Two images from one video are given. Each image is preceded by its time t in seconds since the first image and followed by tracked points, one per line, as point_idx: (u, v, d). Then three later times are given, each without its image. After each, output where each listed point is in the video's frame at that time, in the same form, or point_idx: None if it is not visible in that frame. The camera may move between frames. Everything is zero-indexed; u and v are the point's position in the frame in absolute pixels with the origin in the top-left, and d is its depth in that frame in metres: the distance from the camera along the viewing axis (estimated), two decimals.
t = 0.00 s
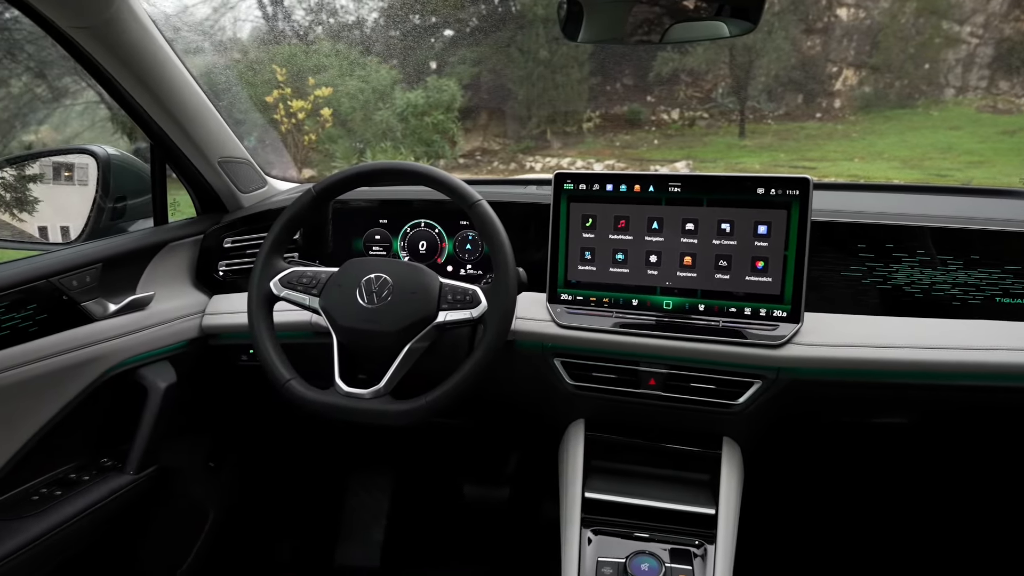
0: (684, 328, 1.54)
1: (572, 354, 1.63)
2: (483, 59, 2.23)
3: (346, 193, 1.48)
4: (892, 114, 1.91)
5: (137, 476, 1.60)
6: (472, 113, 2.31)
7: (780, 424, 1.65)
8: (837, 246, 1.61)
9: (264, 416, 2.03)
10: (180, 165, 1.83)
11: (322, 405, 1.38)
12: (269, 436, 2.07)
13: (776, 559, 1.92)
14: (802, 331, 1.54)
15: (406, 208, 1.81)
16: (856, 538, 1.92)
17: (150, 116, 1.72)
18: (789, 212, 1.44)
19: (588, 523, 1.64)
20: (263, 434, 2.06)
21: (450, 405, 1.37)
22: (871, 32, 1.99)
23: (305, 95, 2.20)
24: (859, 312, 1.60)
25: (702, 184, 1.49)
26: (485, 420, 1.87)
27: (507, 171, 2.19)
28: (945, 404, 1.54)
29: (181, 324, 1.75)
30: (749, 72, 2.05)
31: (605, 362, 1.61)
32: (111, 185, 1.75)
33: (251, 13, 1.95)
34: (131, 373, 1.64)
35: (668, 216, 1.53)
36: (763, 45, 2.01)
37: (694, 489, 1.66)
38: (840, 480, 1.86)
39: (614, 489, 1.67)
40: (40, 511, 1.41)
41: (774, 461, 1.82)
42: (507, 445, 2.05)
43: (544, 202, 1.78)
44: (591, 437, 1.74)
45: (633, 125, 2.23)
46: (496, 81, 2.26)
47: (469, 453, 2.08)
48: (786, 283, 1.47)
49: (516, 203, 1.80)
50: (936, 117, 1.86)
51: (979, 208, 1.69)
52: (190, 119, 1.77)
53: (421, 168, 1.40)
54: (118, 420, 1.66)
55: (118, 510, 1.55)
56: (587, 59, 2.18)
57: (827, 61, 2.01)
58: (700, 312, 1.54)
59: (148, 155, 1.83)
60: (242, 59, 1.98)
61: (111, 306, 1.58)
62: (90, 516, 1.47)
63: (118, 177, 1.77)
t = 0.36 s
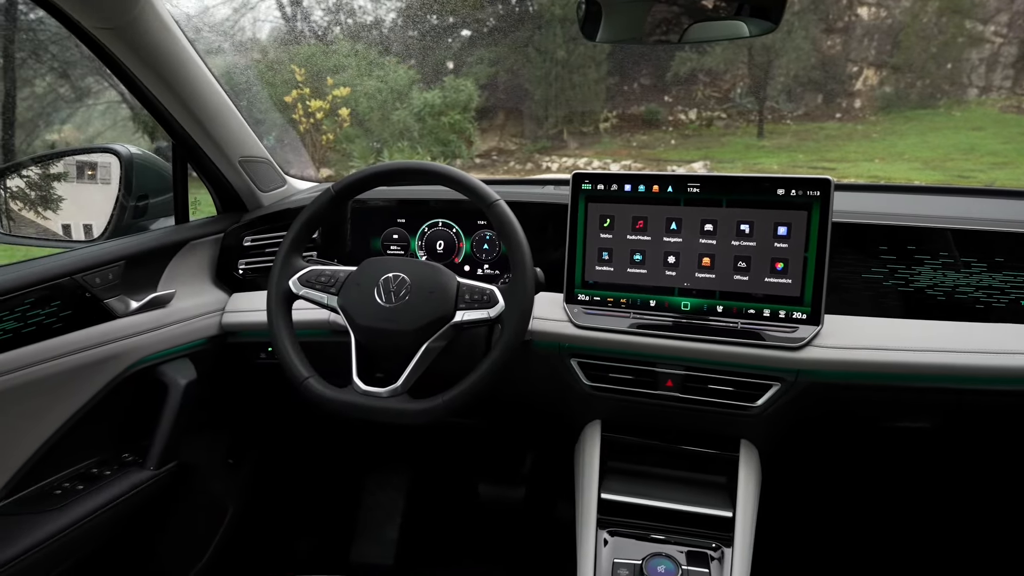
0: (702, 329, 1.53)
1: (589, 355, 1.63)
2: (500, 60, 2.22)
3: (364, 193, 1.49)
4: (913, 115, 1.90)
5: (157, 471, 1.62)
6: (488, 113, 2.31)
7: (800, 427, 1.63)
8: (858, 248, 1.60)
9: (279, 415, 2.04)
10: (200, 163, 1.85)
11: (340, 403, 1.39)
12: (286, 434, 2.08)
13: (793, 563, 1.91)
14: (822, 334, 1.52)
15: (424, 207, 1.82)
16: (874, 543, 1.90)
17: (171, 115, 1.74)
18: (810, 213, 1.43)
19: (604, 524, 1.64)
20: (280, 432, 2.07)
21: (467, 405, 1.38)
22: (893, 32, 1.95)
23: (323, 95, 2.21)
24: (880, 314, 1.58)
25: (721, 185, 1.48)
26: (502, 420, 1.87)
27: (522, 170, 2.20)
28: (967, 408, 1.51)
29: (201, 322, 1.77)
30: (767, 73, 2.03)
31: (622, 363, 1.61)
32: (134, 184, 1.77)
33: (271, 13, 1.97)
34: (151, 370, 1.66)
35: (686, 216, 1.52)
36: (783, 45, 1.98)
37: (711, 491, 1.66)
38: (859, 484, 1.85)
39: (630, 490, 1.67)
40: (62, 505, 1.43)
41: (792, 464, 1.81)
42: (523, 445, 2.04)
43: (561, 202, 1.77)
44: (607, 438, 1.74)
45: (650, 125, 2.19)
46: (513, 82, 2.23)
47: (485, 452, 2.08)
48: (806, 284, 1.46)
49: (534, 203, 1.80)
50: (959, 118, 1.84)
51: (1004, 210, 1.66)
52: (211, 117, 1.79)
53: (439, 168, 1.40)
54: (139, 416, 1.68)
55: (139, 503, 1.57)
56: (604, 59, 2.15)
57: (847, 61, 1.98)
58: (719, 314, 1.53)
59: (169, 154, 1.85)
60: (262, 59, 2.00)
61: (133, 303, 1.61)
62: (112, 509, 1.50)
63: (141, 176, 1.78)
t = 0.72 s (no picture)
0: (717, 331, 1.52)
1: (604, 356, 1.62)
2: (514, 60, 2.21)
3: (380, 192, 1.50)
4: (931, 115, 1.85)
5: (175, 467, 1.64)
6: (502, 113, 2.30)
7: (816, 429, 1.62)
8: (876, 249, 1.58)
9: (292, 412, 2.03)
10: (217, 163, 1.87)
11: (355, 402, 1.39)
12: (299, 432, 2.08)
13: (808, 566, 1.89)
14: (839, 336, 1.51)
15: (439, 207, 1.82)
16: (891, 546, 1.89)
17: (190, 114, 1.75)
18: (828, 214, 1.42)
19: (618, 525, 1.64)
20: (293, 430, 2.07)
21: (482, 404, 1.38)
22: (912, 32, 1.89)
23: (338, 95, 2.22)
24: (898, 317, 1.57)
25: (737, 185, 1.47)
26: (515, 420, 1.87)
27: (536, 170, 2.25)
28: (987, 412, 1.50)
29: (218, 320, 1.78)
30: (784, 72, 2.01)
31: (637, 364, 1.61)
32: (152, 182, 1.78)
33: (286, 15, 1.96)
34: (168, 367, 1.68)
35: (702, 217, 1.52)
36: (799, 44, 1.96)
37: (726, 493, 1.65)
38: (876, 486, 1.83)
39: (644, 491, 1.66)
40: (80, 501, 1.44)
41: (808, 466, 1.79)
42: (535, 446, 2.05)
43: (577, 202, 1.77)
44: (621, 438, 1.74)
45: (665, 125, 2.18)
46: (527, 83, 2.24)
47: (498, 451, 2.08)
48: (823, 286, 1.45)
49: (549, 203, 1.80)
50: (978, 118, 1.80)
51: None
52: (228, 117, 1.80)
53: (454, 168, 1.41)
54: (156, 412, 1.70)
55: (157, 499, 1.59)
56: (619, 58, 2.13)
57: (866, 60, 1.93)
58: (734, 315, 1.52)
59: (187, 153, 1.86)
60: (278, 59, 2.02)
61: (151, 301, 1.62)
62: (130, 505, 1.51)
63: (159, 174, 1.80)
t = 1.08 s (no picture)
0: (732, 332, 1.52)
1: (617, 356, 1.62)
2: (526, 60, 2.22)
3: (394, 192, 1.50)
4: (950, 116, 1.82)
5: (190, 464, 1.65)
6: (515, 112, 2.31)
7: (832, 432, 1.61)
8: (893, 251, 1.57)
9: (307, 412, 2.04)
10: (233, 162, 1.89)
11: (369, 401, 1.40)
12: (314, 431, 2.10)
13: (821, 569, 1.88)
14: (855, 338, 1.50)
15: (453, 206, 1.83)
16: (906, 550, 1.87)
17: (207, 113, 1.77)
18: (845, 215, 1.40)
19: (631, 527, 1.63)
20: (308, 429, 2.09)
21: (495, 404, 1.38)
22: (929, 31, 1.86)
23: (352, 95, 2.23)
24: (915, 319, 1.56)
25: (752, 186, 1.46)
26: (528, 420, 1.87)
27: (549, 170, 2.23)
28: (1006, 416, 1.48)
29: (234, 318, 1.80)
30: (800, 72, 1.98)
31: (650, 365, 1.60)
32: (169, 182, 1.80)
33: (302, 15, 1.98)
34: (184, 364, 1.69)
35: (717, 218, 1.51)
36: (815, 44, 1.93)
37: (740, 495, 1.64)
38: (891, 491, 1.81)
39: (657, 493, 1.66)
40: (98, 497, 1.45)
41: (823, 469, 1.78)
42: (548, 446, 2.06)
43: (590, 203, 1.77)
44: (634, 439, 1.73)
45: (679, 125, 2.18)
46: (540, 84, 2.25)
47: (511, 451, 2.08)
48: (840, 288, 1.44)
49: (562, 203, 1.80)
50: (997, 119, 1.76)
51: None
52: (245, 116, 1.82)
53: (469, 168, 1.41)
54: (172, 410, 1.71)
55: (173, 495, 1.60)
56: (633, 59, 2.12)
57: (882, 60, 1.90)
58: (749, 316, 1.51)
59: (203, 153, 1.88)
60: (291, 59, 2.02)
61: (168, 299, 1.64)
62: (147, 501, 1.52)
63: (177, 173, 1.82)
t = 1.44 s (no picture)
0: (743, 333, 1.51)
1: (628, 356, 1.62)
2: (537, 60, 2.24)
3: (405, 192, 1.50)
4: (963, 115, 1.80)
5: (202, 462, 1.66)
6: (526, 112, 2.32)
7: (843, 435, 1.60)
8: (906, 252, 1.56)
9: (320, 412, 2.07)
10: (245, 162, 1.91)
11: (380, 400, 1.40)
12: (326, 430, 2.12)
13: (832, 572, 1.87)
14: (868, 339, 1.49)
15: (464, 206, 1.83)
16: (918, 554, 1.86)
17: (220, 113, 1.78)
18: (858, 216, 1.39)
19: (641, 528, 1.62)
20: (320, 429, 2.11)
21: (506, 404, 1.38)
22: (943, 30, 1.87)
23: (364, 95, 2.26)
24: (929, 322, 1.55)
25: (765, 187, 1.45)
26: (537, 420, 1.87)
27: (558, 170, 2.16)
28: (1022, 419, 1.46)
29: (246, 317, 1.81)
30: (811, 71, 1.99)
31: (661, 365, 1.60)
32: (182, 182, 1.81)
33: (313, 15, 2.01)
34: (197, 362, 1.70)
35: (729, 219, 1.50)
36: (827, 43, 1.94)
37: (750, 497, 1.63)
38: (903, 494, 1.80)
39: (668, 494, 1.65)
40: (110, 493, 1.47)
41: (834, 472, 1.78)
42: (559, 447, 2.06)
43: (602, 203, 1.77)
44: (644, 440, 1.73)
45: (690, 125, 2.17)
46: (550, 84, 2.25)
47: (520, 452, 2.08)
48: (852, 289, 1.43)
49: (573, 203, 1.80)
50: (1010, 117, 1.72)
51: None
52: (258, 116, 1.82)
53: (481, 168, 1.41)
54: (183, 407, 1.72)
55: (184, 493, 1.61)
56: (643, 59, 2.12)
57: (895, 60, 1.92)
58: (761, 317, 1.51)
59: (215, 152, 1.89)
60: (303, 59, 2.01)
61: (180, 298, 1.65)
62: (159, 497, 1.53)
63: (189, 175, 1.83)
